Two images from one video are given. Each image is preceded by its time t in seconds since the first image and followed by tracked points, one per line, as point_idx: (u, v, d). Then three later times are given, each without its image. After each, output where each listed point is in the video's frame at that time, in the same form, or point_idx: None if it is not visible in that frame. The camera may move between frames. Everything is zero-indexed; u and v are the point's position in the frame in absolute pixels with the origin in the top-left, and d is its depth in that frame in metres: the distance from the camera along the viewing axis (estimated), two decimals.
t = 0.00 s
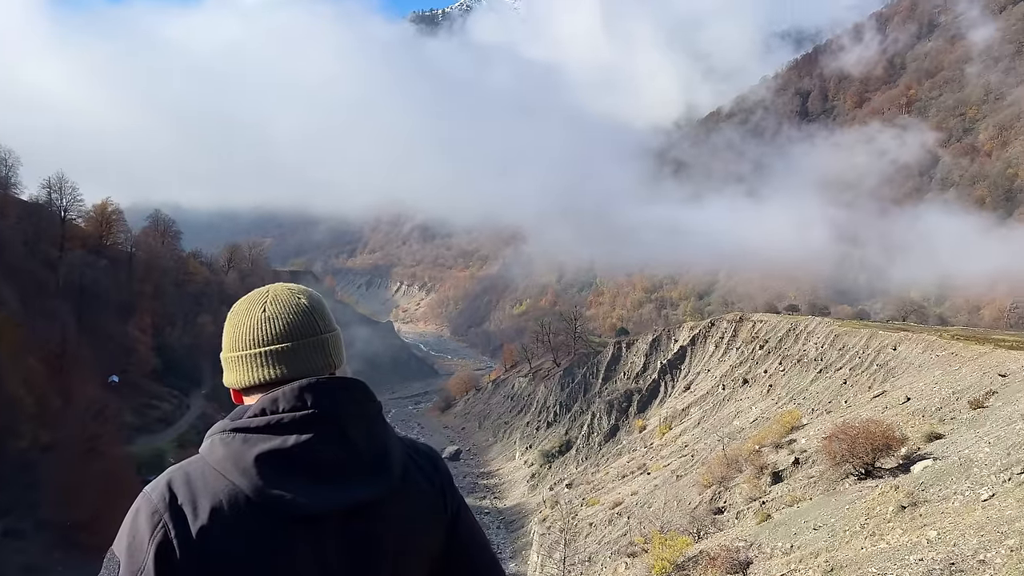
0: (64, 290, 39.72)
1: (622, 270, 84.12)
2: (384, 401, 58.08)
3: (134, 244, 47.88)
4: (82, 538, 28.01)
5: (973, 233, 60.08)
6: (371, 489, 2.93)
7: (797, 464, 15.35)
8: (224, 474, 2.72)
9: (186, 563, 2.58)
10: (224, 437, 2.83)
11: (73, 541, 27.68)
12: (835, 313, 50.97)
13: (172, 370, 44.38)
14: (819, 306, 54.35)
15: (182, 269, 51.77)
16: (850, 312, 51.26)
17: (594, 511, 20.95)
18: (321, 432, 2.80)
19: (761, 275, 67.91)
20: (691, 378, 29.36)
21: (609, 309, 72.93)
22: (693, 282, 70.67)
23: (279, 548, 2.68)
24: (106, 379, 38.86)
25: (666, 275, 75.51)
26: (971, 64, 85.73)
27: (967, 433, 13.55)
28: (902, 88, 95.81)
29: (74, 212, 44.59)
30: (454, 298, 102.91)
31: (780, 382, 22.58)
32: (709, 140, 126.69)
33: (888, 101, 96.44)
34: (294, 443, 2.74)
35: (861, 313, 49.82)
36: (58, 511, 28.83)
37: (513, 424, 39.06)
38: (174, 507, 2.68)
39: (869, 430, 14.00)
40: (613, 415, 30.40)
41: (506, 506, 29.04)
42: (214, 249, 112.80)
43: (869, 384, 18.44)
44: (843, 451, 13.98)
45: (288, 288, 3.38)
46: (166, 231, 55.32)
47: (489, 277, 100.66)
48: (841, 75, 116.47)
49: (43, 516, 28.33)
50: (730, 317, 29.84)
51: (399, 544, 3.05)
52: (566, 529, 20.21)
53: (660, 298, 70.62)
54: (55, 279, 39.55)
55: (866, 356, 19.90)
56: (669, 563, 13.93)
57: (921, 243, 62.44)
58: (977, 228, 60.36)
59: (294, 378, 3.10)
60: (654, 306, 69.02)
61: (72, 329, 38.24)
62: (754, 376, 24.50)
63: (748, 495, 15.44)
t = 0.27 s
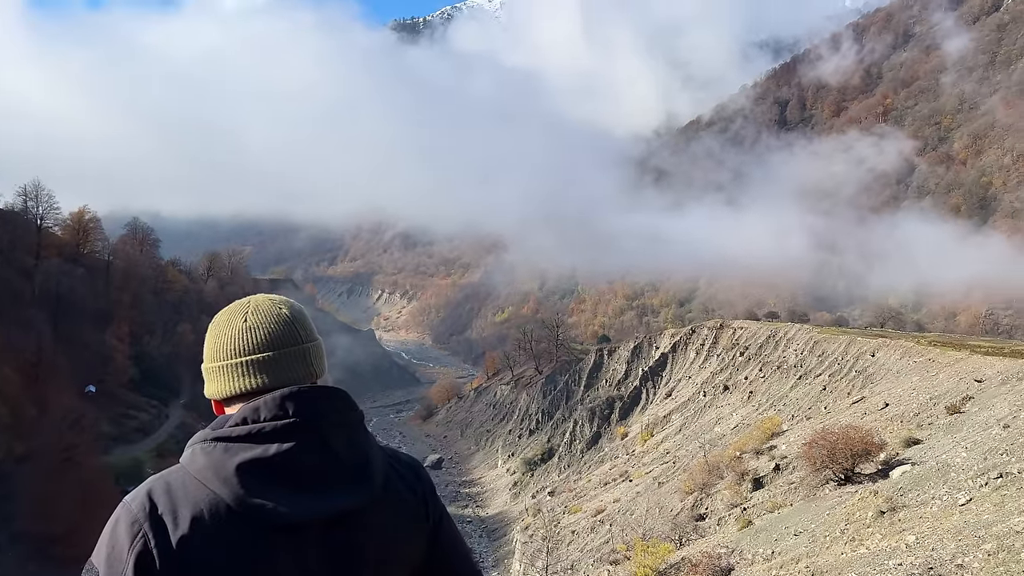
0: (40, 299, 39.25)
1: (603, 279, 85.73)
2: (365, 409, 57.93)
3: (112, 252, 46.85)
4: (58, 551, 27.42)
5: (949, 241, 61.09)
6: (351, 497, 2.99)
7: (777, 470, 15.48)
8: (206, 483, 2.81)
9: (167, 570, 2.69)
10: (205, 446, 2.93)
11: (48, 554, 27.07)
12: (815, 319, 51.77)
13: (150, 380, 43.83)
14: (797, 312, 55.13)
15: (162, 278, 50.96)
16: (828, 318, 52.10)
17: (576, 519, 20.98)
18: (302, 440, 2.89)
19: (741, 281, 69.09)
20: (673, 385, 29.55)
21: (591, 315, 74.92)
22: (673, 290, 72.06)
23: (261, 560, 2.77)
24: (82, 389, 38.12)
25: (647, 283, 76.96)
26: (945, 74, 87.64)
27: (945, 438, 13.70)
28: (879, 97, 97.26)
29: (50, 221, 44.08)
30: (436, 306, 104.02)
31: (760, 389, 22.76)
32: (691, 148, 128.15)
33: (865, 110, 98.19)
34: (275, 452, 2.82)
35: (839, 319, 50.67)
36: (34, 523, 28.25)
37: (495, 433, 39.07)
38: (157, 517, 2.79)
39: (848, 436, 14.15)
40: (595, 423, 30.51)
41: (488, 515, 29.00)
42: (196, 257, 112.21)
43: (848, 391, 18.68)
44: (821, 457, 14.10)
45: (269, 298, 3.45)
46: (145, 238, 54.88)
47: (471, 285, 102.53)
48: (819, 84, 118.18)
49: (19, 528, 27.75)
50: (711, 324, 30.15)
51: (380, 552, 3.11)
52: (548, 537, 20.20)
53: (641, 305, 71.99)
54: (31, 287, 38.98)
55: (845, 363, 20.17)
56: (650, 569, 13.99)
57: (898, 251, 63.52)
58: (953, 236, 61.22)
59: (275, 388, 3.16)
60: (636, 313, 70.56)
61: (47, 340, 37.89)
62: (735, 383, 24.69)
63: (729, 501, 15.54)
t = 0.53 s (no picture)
0: (16, 307, 38.59)
1: (583, 287, 86.87)
2: (346, 418, 57.74)
3: (88, 261, 46.96)
4: (33, 563, 26.80)
5: (924, 248, 62.10)
6: (332, 504, 2.98)
7: (758, 475, 15.57)
8: (185, 492, 2.79)
9: None
10: (185, 455, 2.91)
11: (22, 567, 26.42)
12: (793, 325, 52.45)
13: (127, 390, 43.28)
14: (776, 318, 55.74)
15: (138, 287, 51.47)
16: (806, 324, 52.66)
17: (557, 526, 20.97)
18: (284, 447, 2.87)
19: (720, 288, 69.90)
20: (653, 392, 29.75)
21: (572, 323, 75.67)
22: (653, 297, 72.94)
23: (242, 570, 2.75)
24: (57, 399, 37.49)
25: (627, 290, 78.12)
26: (919, 83, 89.45)
27: (921, 442, 13.87)
28: (855, 106, 99.17)
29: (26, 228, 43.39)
30: (417, 314, 104.31)
31: (740, 395, 22.91)
32: (672, 155, 129.47)
33: (841, 118, 99.83)
34: (256, 459, 2.81)
35: (817, 325, 51.38)
36: (10, 536, 27.57)
37: (476, 440, 39.02)
38: (135, 526, 2.75)
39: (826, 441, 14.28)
40: (577, 429, 30.59)
41: (469, 523, 28.88)
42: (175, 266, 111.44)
43: (826, 396, 18.90)
44: (800, 462, 14.19)
45: (249, 307, 3.45)
46: (122, 247, 54.88)
47: (452, 292, 103.64)
48: (796, 93, 120.07)
49: None
50: (690, 330, 30.47)
51: (361, 561, 3.10)
52: (530, 545, 20.14)
53: (622, 312, 72.82)
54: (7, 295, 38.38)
55: (823, 369, 20.42)
56: None
57: (875, 257, 64.50)
58: (930, 242, 62.33)
59: (256, 396, 3.16)
60: (617, 319, 71.24)
61: (23, 348, 37.08)
62: (715, 389, 24.85)
63: (709, 507, 15.60)
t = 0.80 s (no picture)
0: None
1: (562, 294, 87.97)
2: (324, 428, 57.42)
3: (63, 269, 46.71)
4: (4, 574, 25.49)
5: (898, 254, 63.12)
6: (309, 513, 2.96)
7: (736, 481, 15.68)
8: (165, 501, 2.77)
9: None
10: (163, 464, 2.89)
11: None
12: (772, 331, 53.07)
13: (102, 401, 42.52)
14: (754, 325, 56.29)
15: (114, 296, 51.22)
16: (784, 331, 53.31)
17: (537, 534, 20.97)
18: (261, 457, 2.85)
19: (699, 295, 70.56)
20: (632, 398, 29.94)
21: (550, 330, 76.48)
22: (631, 305, 73.93)
23: None
24: (30, 410, 36.58)
25: (606, 297, 79.28)
26: (893, 92, 91.65)
27: (896, 447, 14.02)
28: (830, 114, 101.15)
29: None
30: (397, 321, 104.26)
31: (718, 401, 23.08)
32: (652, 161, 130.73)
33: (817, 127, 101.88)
34: (235, 468, 2.80)
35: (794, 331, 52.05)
36: None
37: (456, 449, 38.91)
38: (112, 535, 2.74)
39: (804, 446, 14.39)
40: (557, 437, 30.62)
41: (450, 532, 28.75)
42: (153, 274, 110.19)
43: (803, 401, 19.12)
44: (779, 467, 14.28)
45: (228, 316, 3.47)
46: (97, 256, 54.44)
47: (432, 299, 104.17)
48: (773, 100, 122.09)
49: None
50: (669, 337, 30.80)
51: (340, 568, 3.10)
52: (511, 553, 20.10)
53: (601, 320, 73.59)
54: None
55: (801, 375, 20.64)
56: None
57: (851, 264, 65.59)
58: (904, 249, 63.64)
59: (235, 405, 3.17)
60: (596, 327, 71.91)
61: None
62: (694, 395, 25.02)
63: (689, 513, 15.67)
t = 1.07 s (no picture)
0: None
1: (541, 301, 88.88)
2: (302, 436, 57.03)
3: (34, 278, 45.99)
4: None
5: (873, 261, 64.76)
6: (283, 521, 3.07)
7: (713, 487, 15.81)
8: (140, 512, 2.86)
9: None
10: (137, 474, 2.97)
11: None
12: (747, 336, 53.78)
13: (75, 410, 41.74)
14: (731, 330, 56.95)
15: (86, 304, 49.83)
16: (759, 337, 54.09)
17: (516, 542, 20.97)
18: (235, 466, 2.96)
19: (676, 301, 71.19)
20: (611, 405, 30.16)
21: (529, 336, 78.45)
22: (608, 311, 75.33)
23: None
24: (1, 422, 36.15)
25: (585, 303, 80.18)
26: (864, 101, 94.42)
27: (871, 451, 14.19)
28: (804, 122, 102.70)
29: None
30: (375, 329, 103.83)
31: (696, 407, 23.24)
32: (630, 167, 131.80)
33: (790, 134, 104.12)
34: (211, 476, 2.91)
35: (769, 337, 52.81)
36: None
37: (434, 456, 38.78)
38: (87, 546, 2.83)
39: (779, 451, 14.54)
40: (536, 443, 30.58)
41: (428, 540, 28.67)
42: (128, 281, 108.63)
43: (779, 406, 19.34)
44: (755, 473, 14.39)
45: (201, 327, 3.58)
46: (69, 264, 53.53)
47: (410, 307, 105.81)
48: (747, 109, 124.24)
49: None
50: (647, 343, 31.05)
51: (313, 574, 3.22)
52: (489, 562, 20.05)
53: (580, 327, 74.47)
54: None
55: (777, 380, 20.86)
56: None
57: (826, 270, 66.74)
58: (878, 255, 65.46)
59: (208, 414, 3.28)
60: (574, 333, 73.24)
61: None
62: (672, 401, 25.21)
63: (667, 519, 15.76)
